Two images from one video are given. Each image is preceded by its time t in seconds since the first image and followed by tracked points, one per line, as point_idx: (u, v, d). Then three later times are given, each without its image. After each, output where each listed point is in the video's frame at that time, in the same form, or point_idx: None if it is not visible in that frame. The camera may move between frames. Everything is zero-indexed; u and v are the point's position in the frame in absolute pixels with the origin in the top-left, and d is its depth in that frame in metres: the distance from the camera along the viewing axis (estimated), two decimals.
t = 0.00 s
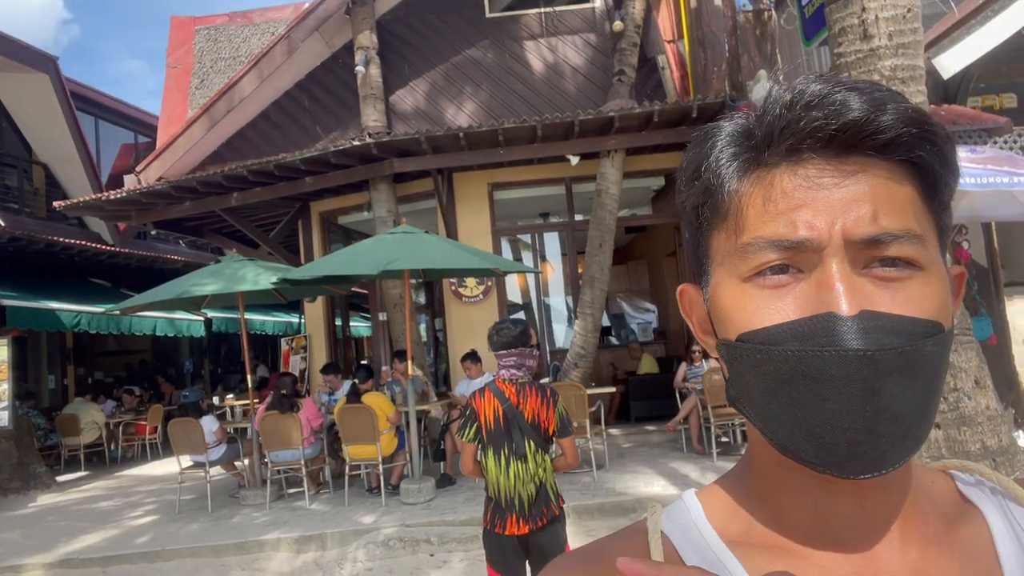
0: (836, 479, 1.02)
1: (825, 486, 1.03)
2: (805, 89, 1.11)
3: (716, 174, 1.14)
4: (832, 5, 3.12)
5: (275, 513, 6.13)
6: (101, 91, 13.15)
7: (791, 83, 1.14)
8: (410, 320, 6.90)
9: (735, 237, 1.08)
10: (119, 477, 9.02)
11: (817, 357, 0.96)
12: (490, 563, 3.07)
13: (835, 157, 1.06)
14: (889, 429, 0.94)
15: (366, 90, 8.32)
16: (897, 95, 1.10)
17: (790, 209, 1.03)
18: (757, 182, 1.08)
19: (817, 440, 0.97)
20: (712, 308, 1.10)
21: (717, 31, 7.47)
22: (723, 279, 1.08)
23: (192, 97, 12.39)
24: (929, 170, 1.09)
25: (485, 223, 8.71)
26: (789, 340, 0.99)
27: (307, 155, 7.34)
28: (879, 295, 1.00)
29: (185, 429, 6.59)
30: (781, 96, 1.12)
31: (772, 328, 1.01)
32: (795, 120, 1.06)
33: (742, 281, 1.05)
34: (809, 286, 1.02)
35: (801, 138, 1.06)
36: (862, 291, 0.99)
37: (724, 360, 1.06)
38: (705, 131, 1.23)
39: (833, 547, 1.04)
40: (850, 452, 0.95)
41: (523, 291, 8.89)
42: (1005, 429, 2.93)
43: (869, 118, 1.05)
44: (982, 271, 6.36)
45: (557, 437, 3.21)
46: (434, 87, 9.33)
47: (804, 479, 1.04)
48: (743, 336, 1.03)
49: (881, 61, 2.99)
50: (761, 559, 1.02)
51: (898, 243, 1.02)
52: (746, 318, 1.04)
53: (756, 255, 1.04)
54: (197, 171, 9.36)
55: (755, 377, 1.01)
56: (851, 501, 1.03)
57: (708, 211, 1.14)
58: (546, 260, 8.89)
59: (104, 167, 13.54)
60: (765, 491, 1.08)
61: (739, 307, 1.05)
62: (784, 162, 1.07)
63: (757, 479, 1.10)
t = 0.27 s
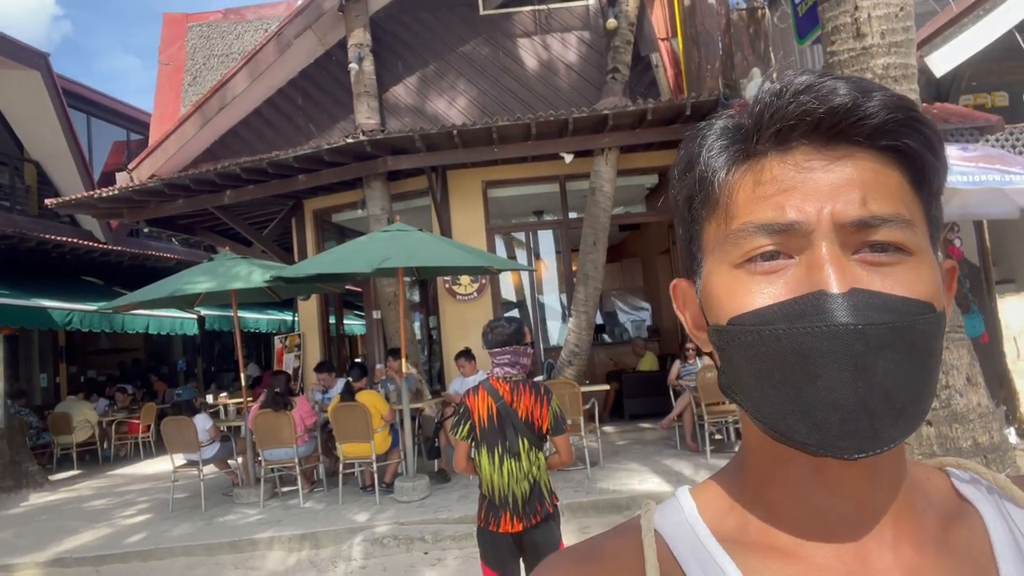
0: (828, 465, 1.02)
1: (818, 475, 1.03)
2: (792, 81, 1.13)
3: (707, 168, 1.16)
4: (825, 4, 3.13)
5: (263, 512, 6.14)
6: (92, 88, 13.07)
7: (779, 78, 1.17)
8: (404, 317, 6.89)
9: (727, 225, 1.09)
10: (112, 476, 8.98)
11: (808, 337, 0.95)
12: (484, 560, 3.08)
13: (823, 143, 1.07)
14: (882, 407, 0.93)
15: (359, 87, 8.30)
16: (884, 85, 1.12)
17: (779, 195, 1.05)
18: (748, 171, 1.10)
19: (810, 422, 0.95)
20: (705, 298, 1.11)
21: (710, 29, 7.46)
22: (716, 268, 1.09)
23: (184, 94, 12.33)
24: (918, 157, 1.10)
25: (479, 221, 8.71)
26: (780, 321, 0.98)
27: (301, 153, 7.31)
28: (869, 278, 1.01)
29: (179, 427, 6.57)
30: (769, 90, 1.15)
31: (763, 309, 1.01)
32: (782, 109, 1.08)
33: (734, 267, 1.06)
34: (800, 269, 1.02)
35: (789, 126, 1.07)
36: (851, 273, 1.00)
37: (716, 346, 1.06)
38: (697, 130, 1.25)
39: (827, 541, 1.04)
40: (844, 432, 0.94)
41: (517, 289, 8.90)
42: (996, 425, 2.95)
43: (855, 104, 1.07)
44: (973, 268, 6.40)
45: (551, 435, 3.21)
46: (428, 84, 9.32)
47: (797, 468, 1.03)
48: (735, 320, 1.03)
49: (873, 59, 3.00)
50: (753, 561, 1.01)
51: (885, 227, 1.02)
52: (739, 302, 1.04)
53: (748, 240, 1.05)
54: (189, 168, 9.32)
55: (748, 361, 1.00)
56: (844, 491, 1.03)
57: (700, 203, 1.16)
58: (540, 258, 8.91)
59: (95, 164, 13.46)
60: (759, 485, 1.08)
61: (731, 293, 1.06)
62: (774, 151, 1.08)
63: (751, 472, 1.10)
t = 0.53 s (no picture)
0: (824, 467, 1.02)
1: (813, 479, 1.03)
2: (780, 83, 1.14)
3: (699, 171, 1.16)
4: (819, 3, 3.14)
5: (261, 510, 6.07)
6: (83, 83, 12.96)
7: (767, 82, 1.17)
8: (397, 315, 6.87)
9: (719, 227, 1.09)
10: (102, 473, 8.93)
11: (801, 338, 0.96)
12: (477, 558, 3.08)
13: (814, 143, 1.07)
14: (874, 408, 0.94)
15: (352, 84, 8.27)
16: (871, 85, 1.13)
17: (771, 197, 1.05)
18: (740, 172, 1.10)
19: (807, 425, 0.95)
20: (698, 301, 1.11)
21: (704, 27, 7.46)
22: (710, 270, 1.09)
23: (176, 90, 12.24)
24: (909, 156, 1.10)
25: (472, 218, 8.70)
26: (773, 323, 0.99)
27: (293, 149, 7.28)
28: (861, 277, 1.01)
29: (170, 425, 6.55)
30: (758, 93, 1.15)
31: (756, 310, 1.01)
32: (772, 112, 1.09)
33: (728, 268, 1.06)
34: (793, 268, 1.02)
35: (779, 127, 1.08)
36: (844, 273, 1.00)
37: (711, 350, 1.06)
38: (688, 134, 1.25)
39: (823, 545, 1.04)
40: (840, 431, 0.94)
41: (510, 287, 8.89)
42: (987, 424, 2.96)
43: (843, 103, 1.07)
44: (964, 267, 6.44)
45: (544, 433, 3.21)
46: (421, 81, 9.29)
47: (792, 470, 1.04)
48: (728, 322, 1.03)
49: (866, 59, 3.01)
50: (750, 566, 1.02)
51: (876, 227, 1.02)
52: (732, 305, 1.04)
53: (741, 242, 1.05)
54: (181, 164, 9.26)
55: (742, 366, 1.00)
56: (841, 494, 1.03)
57: (693, 206, 1.16)
58: (533, 255, 8.91)
59: (86, 159, 13.35)
60: (755, 488, 1.08)
61: (724, 295, 1.05)
62: (764, 152, 1.09)
63: (747, 476, 1.11)
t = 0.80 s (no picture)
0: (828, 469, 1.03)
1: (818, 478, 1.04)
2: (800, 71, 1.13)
3: (711, 161, 1.16)
4: (812, 3, 3.15)
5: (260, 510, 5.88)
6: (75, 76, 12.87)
7: (787, 67, 1.16)
8: (390, 311, 6.86)
9: (730, 222, 1.10)
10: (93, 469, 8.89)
11: (810, 341, 0.97)
12: (468, 555, 3.09)
13: (829, 139, 1.07)
14: (880, 416, 0.96)
15: (346, 79, 8.25)
16: (893, 77, 1.12)
17: (783, 193, 1.05)
18: (751, 166, 1.10)
19: (810, 429, 0.98)
20: (707, 294, 1.12)
21: (698, 26, 7.48)
22: (718, 266, 1.10)
23: (169, 84, 12.18)
24: (928, 151, 1.10)
25: (466, 215, 8.70)
26: (781, 326, 1.00)
27: (287, 145, 7.26)
28: (871, 280, 1.02)
29: (161, 420, 6.53)
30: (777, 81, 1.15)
31: (764, 312, 1.03)
32: (787, 104, 1.09)
33: (737, 266, 1.07)
34: (801, 269, 1.03)
35: (794, 121, 1.08)
36: (855, 276, 1.01)
37: (718, 346, 1.08)
38: (703, 118, 1.25)
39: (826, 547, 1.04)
40: (845, 439, 0.96)
41: (503, 284, 8.90)
42: (976, 423, 2.98)
43: (862, 97, 1.07)
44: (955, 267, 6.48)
45: (536, 430, 3.22)
46: (416, 77, 9.27)
47: (797, 468, 1.05)
48: (736, 321, 1.05)
49: (859, 59, 3.02)
50: (751, 556, 1.03)
51: (890, 229, 1.03)
52: (741, 303, 1.06)
53: (751, 241, 1.06)
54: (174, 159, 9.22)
55: (749, 366, 1.02)
56: (846, 493, 1.04)
57: (704, 197, 1.16)
58: (527, 253, 8.92)
59: (77, 153, 13.27)
60: (758, 482, 1.09)
61: (732, 292, 1.07)
62: (777, 146, 1.09)
63: (749, 469, 1.11)
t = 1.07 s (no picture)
0: (840, 459, 1.05)
1: (830, 469, 1.05)
2: (825, 64, 1.14)
3: (730, 150, 1.16)
4: (808, 4, 3.16)
5: (260, 510, 5.69)
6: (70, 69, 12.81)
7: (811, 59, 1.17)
8: (385, 307, 6.84)
9: (750, 211, 1.09)
10: (86, 463, 8.87)
11: (831, 330, 0.98)
12: (461, 551, 3.10)
13: (853, 132, 1.08)
14: (899, 403, 0.97)
15: (342, 75, 8.23)
16: (917, 72, 1.13)
17: (807, 182, 1.05)
18: (772, 155, 1.10)
19: (827, 416, 0.99)
20: (721, 283, 1.12)
21: (696, 26, 7.48)
22: (736, 254, 1.10)
23: (165, 78, 12.13)
24: (949, 147, 1.12)
25: (461, 212, 8.69)
26: (801, 315, 1.01)
27: (283, 140, 7.24)
28: (893, 272, 1.02)
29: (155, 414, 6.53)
30: (800, 73, 1.15)
31: (784, 299, 1.03)
32: (812, 96, 1.09)
33: (756, 255, 1.07)
34: (823, 260, 1.04)
35: (819, 113, 1.08)
36: (878, 267, 1.02)
37: (733, 334, 1.08)
38: (722, 109, 1.25)
39: (832, 534, 1.06)
40: (863, 427, 0.98)
41: (498, 282, 8.90)
42: (965, 423, 3.00)
43: (887, 92, 1.08)
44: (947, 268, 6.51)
45: (530, 426, 3.23)
46: (413, 73, 9.26)
47: (808, 459, 1.06)
48: (753, 309, 1.06)
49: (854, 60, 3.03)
50: (758, 549, 1.04)
51: (912, 222, 1.04)
52: (760, 291, 1.06)
53: (773, 231, 1.06)
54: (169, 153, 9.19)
55: (768, 354, 1.03)
56: (854, 484, 1.06)
57: (722, 185, 1.16)
58: (522, 251, 8.93)
59: (72, 146, 13.21)
60: (764, 472, 1.11)
61: (750, 280, 1.07)
62: (800, 137, 1.09)
63: (757, 459, 1.12)
